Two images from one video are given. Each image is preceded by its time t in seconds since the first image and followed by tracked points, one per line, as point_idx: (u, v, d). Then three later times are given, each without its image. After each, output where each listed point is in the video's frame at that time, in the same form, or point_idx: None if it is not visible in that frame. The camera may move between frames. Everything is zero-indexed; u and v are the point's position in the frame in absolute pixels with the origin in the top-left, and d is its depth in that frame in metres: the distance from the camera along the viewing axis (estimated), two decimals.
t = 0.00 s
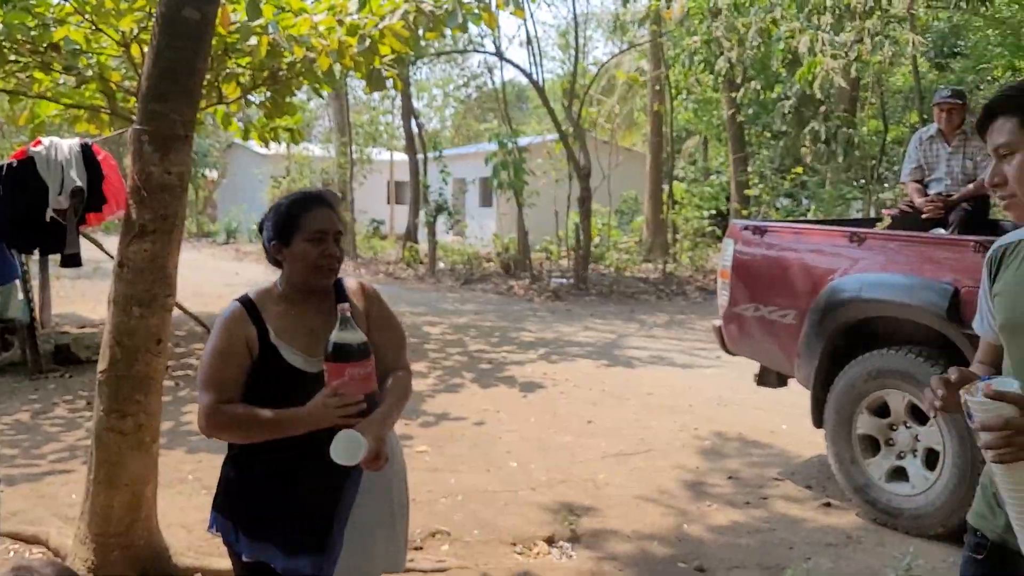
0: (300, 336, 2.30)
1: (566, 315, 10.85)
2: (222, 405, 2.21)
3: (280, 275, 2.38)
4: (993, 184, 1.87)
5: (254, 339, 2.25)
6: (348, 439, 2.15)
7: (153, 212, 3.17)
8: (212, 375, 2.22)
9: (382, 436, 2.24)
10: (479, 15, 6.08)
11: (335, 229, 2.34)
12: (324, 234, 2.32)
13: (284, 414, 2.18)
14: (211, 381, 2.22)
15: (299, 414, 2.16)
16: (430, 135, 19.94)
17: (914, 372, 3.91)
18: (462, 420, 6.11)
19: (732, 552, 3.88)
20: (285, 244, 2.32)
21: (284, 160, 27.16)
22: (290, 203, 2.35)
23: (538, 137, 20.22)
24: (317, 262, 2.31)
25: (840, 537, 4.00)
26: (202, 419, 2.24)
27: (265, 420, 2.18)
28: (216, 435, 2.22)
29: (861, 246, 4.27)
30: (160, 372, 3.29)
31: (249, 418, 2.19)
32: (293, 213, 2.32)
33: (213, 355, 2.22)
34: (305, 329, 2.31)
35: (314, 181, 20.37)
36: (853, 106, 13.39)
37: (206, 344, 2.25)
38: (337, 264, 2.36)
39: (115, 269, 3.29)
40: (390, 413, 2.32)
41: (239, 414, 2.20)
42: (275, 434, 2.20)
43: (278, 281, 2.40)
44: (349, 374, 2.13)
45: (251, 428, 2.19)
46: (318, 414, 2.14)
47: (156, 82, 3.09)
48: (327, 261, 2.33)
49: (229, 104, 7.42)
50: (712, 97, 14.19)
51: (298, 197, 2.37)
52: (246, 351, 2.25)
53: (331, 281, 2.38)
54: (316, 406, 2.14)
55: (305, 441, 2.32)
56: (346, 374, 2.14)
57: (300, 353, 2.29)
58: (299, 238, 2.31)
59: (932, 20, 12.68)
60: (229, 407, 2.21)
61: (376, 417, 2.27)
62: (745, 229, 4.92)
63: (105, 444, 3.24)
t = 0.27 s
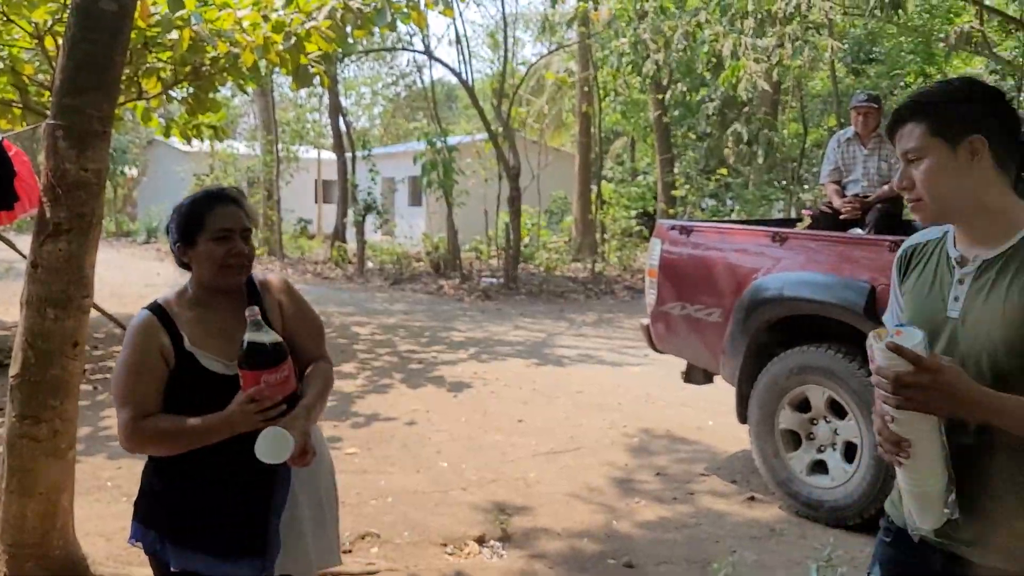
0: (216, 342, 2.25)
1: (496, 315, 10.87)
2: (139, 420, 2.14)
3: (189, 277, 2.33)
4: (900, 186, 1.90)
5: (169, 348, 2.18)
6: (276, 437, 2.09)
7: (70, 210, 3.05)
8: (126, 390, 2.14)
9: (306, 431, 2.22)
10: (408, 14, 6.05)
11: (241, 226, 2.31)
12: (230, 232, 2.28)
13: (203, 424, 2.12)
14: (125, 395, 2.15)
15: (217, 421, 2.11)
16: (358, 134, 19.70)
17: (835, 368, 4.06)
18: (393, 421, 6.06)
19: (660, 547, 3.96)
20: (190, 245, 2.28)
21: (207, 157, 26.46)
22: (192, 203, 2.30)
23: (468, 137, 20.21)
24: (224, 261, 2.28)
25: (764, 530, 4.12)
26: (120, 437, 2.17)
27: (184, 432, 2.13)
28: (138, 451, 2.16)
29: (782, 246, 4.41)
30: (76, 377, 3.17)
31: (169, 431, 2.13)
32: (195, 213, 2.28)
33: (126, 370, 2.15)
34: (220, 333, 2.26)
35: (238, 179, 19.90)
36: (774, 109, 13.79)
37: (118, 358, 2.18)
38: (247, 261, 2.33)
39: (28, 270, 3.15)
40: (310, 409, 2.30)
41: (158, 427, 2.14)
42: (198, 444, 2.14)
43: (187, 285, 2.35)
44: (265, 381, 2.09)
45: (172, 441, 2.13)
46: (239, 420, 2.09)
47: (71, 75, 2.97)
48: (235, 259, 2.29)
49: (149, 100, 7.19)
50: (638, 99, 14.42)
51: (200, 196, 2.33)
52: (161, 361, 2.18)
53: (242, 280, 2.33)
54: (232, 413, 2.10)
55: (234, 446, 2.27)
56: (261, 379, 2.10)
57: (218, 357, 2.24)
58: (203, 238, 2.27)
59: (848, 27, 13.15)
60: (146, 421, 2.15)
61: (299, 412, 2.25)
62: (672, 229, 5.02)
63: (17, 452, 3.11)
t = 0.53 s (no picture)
0: (165, 342, 2.23)
1: (450, 315, 10.85)
2: (82, 414, 2.08)
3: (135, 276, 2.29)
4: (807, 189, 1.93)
5: (115, 346, 2.14)
6: (222, 420, 2.06)
7: (11, 209, 2.96)
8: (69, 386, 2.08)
9: (249, 420, 2.20)
10: (361, 13, 6.01)
11: (188, 224, 2.28)
12: (178, 230, 2.25)
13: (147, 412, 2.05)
14: (68, 391, 2.08)
15: (163, 405, 2.02)
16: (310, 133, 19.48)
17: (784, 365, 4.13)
18: (346, 422, 6.01)
19: (613, 545, 4.00)
20: (136, 244, 2.24)
21: (153, 156, 25.90)
22: (138, 202, 2.26)
23: (421, 136, 20.12)
24: (172, 259, 2.24)
25: (715, 526, 4.19)
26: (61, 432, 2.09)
27: (128, 422, 2.06)
28: (79, 448, 2.08)
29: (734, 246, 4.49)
30: (18, 382, 3.10)
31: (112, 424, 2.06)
32: (142, 211, 2.25)
33: (70, 367, 2.09)
34: (170, 334, 2.24)
35: (186, 178, 19.51)
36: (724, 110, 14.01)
37: (61, 355, 2.11)
38: (196, 260, 2.30)
39: None
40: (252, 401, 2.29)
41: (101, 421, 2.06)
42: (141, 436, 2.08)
43: (133, 284, 2.31)
44: (221, 361, 2.01)
45: (115, 434, 2.06)
46: (184, 402, 2.01)
47: (13, 70, 2.89)
48: (184, 257, 2.26)
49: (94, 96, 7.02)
50: (591, 99, 14.50)
51: (147, 194, 2.30)
52: (109, 360, 2.13)
53: (190, 279, 2.30)
54: (180, 393, 2.01)
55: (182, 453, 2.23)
56: (216, 361, 2.02)
57: (167, 357, 2.21)
58: (150, 235, 2.23)
59: (795, 31, 13.42)
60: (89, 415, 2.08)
61: (244, 402, 2.23)
62: (625, 229, 5.08)
63: None
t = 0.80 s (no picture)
0: (143, 344, 2.22)
1: (429, 314, 10.85)
2: (57, 417, 2.07)
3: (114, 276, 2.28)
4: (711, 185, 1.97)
5: (94, 347, 2.13)
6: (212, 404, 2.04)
7: None
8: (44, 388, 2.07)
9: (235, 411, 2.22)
10: (339, 12, 6.01)
11: (171, 225, 2.27)
12: (160, 231, 2.25)
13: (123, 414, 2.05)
14: (42, 394, 2.08)
15: (139, 406, 2.03)
16: (287, 132, 19.38)
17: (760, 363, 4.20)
18: (324, 422, 6.01)
19: (591, 542, 4.03)
20: (117, 244, 2.23)
21: (129, 156, 25.65)
22: (120, 202, 2.25)
23: (400, 136, 20.09)
24: (152, 261, 2.24)
25: (692, 523, 4.24)
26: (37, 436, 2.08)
27: (105, 423, 2.05)
28: (54, 451, 2.07)
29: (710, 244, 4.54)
30: None
31: (88, 426, 2.05)
32: (124, 211, 2.24)
33: (46, 367, 2.08)
34: (147, 336, 2.23)
35: (163, 177, 19.35)
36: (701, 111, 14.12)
37: (37, 357, 2.10)
38: (175, 263, 2.29)
39: None
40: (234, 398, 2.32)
41: (78, 423, 2.06)
42: (116, 439, 2.08)
43: (112, 284, 2.30)
44: (198, 363, 2.05)
45: (92, 436, 2.05)
46: (162, 404, 2.02)
47: None
48: (165, 259, 2.26)
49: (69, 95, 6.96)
50: (569, 99, 14.56)
51: (129, 195, 2.29)
52: (87, 362, 2.13)
53: (168, 281, 2.29)
54: (156, 395, 2.02)
55: (158, 452, 2.24)
56: (194, 362, 2.05)
57: (146, 359, 2.21)
58: (132, 236, 2.22)
59: (770, 33, 13.56)
60: (65, 417, 2.07)
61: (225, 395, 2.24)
62: (603, 229, 5.14)
63: None
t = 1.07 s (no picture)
0: (137, 346, 2.22)
1: (419, 314, 10.84)
2: (54, 420, 2.06)
3: (106, 276, 2.27)
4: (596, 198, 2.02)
5: (87, 348, 2.11)
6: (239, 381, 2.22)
7: None
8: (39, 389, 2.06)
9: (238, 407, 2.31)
10: (328, 12, 6.00)
11: (168, 228, 2.26)
12: (157, 234, 2.24)
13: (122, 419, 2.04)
14: (38, 395, 2.06)
15: (141, 411, 2.02)
16: (277, 132, 19.32)
17: (750, 362, 4.24)
18: (315, 422, 6.00)
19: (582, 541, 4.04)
20: (112, 245, 2.22)
21: (117, 155, 25.49)
22: (116, 203, 2.24)
23: (390, 136, 20.06)
24: (147, 263, 2.23)
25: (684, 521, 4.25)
26: (34, 438, 2.08)
27: (105, 428, 2.04)
28: (52, 453, 2.07)
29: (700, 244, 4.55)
30: None
31: (87, 429, 2.05)
32: (122, 211, 2.23)
33: (39, 369, 2.06)
34: (140, 338, 2.23)
35: (151, 177, 19.26)
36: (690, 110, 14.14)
37: (31, 356, 2.08)
38: (170, 265, 2.29)
39: None
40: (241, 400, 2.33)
41: (76, 426, 2.05)
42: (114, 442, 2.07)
43: (103, 284, 2.28)
44: (203, 371, 2.05)
45: (90, 440, 2.05)
46: (164, 410, 2.01)
47: None
48: (161, 261, 2.25)
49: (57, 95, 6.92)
50: (559, 99, 14.57)
51: (127, 195, 2.27)
52: (79, 362, 2.10)
53: (161, 283, 2.29)
54: (157, 401, 2.01)
55: (155, 454, 2.25)
56: (198, 370, 2.05)
57: (142, 360, 2.21)
58: (128, 237, 2.21)
59: (759, 33, 13.60)
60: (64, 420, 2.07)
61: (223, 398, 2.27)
62: (593, 228, 5.14)
63: None
